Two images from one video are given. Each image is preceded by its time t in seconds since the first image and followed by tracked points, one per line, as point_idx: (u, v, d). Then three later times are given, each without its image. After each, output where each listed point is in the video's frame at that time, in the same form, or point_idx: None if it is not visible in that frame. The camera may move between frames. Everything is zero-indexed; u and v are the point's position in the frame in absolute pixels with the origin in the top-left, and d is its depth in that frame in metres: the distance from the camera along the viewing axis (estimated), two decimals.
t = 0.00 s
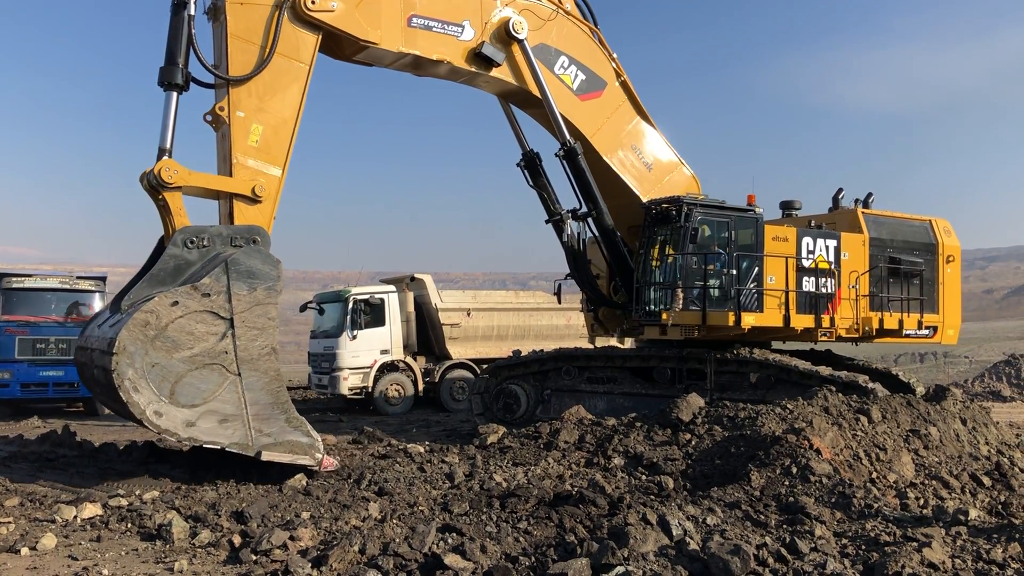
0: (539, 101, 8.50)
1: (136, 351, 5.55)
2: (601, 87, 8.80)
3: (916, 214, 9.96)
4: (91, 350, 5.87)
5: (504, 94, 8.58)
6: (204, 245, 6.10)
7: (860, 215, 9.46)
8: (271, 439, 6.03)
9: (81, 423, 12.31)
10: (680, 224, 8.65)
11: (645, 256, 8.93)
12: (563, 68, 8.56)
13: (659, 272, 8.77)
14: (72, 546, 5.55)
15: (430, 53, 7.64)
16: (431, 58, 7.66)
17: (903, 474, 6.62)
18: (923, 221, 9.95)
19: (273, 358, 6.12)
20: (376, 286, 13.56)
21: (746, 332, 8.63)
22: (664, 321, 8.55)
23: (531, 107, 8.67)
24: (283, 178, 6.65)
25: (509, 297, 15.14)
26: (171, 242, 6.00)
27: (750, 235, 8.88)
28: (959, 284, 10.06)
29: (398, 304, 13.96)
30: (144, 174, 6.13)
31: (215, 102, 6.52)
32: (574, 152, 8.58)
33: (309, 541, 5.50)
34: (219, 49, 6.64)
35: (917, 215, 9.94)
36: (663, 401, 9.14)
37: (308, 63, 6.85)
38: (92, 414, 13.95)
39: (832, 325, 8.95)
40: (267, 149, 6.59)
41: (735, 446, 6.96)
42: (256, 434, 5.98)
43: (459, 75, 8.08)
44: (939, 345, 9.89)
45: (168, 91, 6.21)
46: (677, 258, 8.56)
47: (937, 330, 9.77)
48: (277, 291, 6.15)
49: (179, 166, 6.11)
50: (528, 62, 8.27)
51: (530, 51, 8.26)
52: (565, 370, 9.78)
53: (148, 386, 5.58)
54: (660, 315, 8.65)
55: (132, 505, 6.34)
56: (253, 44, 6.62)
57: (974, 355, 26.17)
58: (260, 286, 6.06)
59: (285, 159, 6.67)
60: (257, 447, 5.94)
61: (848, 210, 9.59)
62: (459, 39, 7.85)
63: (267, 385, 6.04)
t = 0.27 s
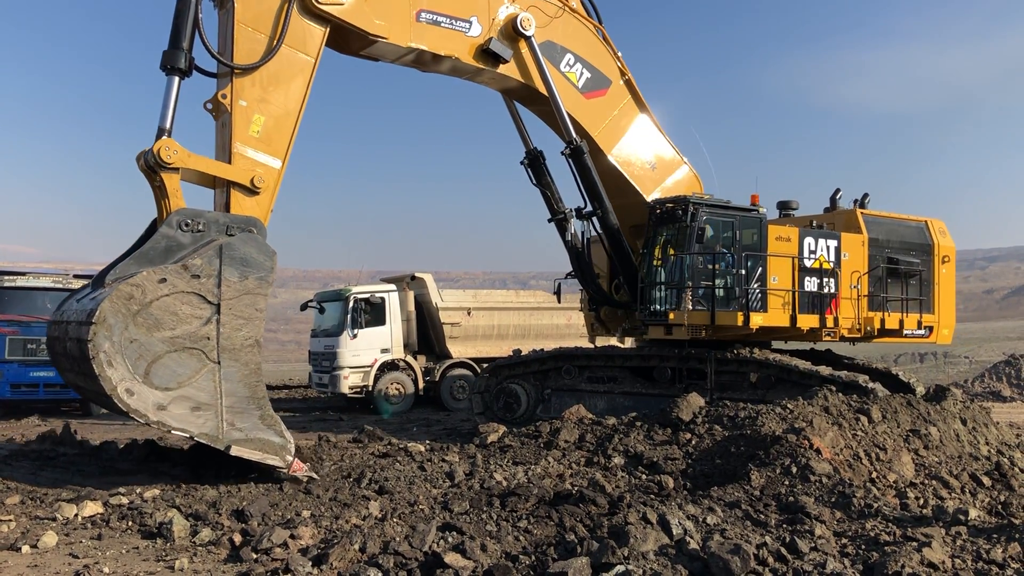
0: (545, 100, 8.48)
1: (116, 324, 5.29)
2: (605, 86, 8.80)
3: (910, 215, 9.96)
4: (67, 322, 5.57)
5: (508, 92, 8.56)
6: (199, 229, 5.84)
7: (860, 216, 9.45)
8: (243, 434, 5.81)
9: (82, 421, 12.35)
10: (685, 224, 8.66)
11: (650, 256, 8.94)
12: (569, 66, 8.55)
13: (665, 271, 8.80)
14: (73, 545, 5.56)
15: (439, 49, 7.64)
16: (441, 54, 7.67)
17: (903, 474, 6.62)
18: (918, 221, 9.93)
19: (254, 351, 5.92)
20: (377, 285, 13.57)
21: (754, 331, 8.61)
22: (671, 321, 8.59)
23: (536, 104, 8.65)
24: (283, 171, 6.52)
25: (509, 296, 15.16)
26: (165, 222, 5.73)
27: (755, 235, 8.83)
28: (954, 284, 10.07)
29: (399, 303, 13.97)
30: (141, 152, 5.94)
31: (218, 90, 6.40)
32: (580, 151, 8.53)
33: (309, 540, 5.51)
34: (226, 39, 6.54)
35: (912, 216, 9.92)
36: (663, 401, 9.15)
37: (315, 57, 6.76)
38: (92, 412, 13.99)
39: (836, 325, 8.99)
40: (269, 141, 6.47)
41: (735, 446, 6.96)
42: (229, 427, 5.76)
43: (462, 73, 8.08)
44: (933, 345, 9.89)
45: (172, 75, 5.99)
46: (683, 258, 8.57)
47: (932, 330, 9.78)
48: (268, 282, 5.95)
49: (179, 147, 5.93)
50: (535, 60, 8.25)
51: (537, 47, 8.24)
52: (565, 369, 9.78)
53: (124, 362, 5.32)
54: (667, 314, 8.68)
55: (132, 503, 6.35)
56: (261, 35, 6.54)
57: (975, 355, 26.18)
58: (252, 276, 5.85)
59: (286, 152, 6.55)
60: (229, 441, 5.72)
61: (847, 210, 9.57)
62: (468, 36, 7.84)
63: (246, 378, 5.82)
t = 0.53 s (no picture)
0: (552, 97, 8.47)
1: (98, 289, 5.12)
2: (611, 84, 8.79)
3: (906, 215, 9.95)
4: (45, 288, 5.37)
5: (513, 87, 8.54)
6: (193, 209, 5.73)
7: (859, 216, 9.44)
8: (214, 421, 5.60)
9: (82, 421, 12.34)
10: (690, 223, 8.65)
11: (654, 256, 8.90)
12: (575, 62, 8.53)
13: (670, 272, 8.75)
14: (73, 544, 5.55)
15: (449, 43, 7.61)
16: (449, 48, 7.62)
17: (903, 474, 6.62)
18: (914, 221, 9.92)
19: (236, 337, 5.78)
20: (377, 284, 13.56)
21: (759, 331, 8.63)
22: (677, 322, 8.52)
23: (543, 101, 8.63)
24: (281, 160, 6.43)
25: (509, 295, 15.16)
26: (160, 197, 5.65)
27: (757, 235, 8.88)
28: (949, 284, 10.09)
29: (399, 302, 13.96)
30: (139, 127, 5.88)
31: (221, 72, 6.28)
32: (586, 150, 8.53)
33: (309, 540, 5.51)
34: (231, 20, 6.40)
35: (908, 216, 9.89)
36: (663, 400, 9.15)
37: (321, 49, 6.68)
38: (92, 412, 13.99)
39: (839, 325, 9.00)
40: (269, 128, 6.37)
41: (735, 446, 6.96)
42: (200, 412, 5.55)
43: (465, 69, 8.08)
44: (929, 344, 9.89)
45: (173, 54, 5.95)
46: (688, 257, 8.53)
47: (928, 330, 9.77)
48: (258, 268, 5.86)
49: (179, 124, 5.86)
50: (543, 57, 8.23)
51: (545, 44, 8.22)
52: (565, 369, 9.78)
53: (101, 329, 5.13)
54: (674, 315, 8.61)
55: (132, 503, 6.35)
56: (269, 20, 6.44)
57: (975, 355, 26.19)
58: (243, 259, 5.76)
59: (286, 140, 6.45)
60: (199, 427, 5.50)
61: (847, 211, 9.56)
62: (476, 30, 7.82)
63: (224, 363, 5.66)
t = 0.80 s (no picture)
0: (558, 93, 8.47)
1: (103, 258, 5.07)
2: (617, 81, 8.79)
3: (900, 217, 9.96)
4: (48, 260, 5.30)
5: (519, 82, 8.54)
6: (199, 184, 5.61)
7: (856, 219, 9.45)
8: (217, 397, 5.45)
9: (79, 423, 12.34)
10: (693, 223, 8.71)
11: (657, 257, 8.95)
12: (582, 59, 8.53)
13: (672, 273, 8.81)
14: (72, 545, 5.56)
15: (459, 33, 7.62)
16: (459, 37, 7.62)
17: (901, 475, 6.63)
18: (908, 223, 9.94)
19: (243, 312, 5.71)
20: (375, 285, 13.56)
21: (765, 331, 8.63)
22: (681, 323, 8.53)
23: (548, 97, 8.62)
24: (288, 141, 6.34)
25: (508, 296, 15.18)
26: (165, 171, 5.53)
27: (757, 235, 8.91)
28: (940, 286, 10.12)
29: (397, 303, 13.97)
30: (144, 101, 5.77)
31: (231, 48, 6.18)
32: (593, 148, 8.55)
33: (308, 540, 5.52)
34: None
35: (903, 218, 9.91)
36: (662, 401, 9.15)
37: (332, 31, 6.57)
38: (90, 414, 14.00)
39: (840, 326, 9.02)
40: (277, 107, 6.27)
41: (734, 447, 6.97)
42: (204, 388, 5.41)
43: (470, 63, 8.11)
44: (922, 345, 9.90)
45: (183, 27, 5.84)
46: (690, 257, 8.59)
47: (921, 331, 9.77)
48: (265, 243, 5.83)
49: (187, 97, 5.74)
50: (551, 53, 8.23)
51: (554, 40, 8.22)
52: (563, 370, 9.79)
53: (106, 299, 5.08)
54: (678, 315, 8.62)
55: (131, 503, 6.35)
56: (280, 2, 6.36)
57: (973, 356, 26.22)
58: (251, 234, 5.73)
59: (293, 121, 6.36)
60: (202, 402, 5.35)
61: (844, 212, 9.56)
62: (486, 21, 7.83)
63: (229, 338, 5.56)
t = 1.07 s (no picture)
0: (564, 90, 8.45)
1: (123, 256, 4.98)
2: (621, 81, 8.77)
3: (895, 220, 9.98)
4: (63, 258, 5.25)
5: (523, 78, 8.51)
6: (210, 174, 5.50)
7: (854, 221, 9.46)
8: (245, 389, 5.44)
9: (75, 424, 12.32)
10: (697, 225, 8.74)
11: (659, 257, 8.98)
12: (587, 57, 8.50)
13: (674, 272, 8.84)
14: (68, 546, 5.54)
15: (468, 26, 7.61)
16: (469, 29, 7.63)
17: (898, 477, 6.63)
18: (902, 227, 9.96)
19: (265, 303, 5.61)
20: (373, 286, 13.54)
21: (768, 333, 8.68)
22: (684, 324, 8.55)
23: (553, 95, 8.59)
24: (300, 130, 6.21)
25: (505, 297, 15.19)
26: (175, 163, 5.41)
27: (760, 237, 8.87)
28: (936, 291, 10.10)
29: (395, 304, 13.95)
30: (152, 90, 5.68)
31: (242, 35, 6.05)
32: (598, 146, 8.51)
33: (305, 542, 5.51)
34: None
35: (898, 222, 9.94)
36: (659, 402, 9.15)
37: (344, 19, 6.47)
38: (85, 415, 13.98)
39: (840, 327, 9.04)
40: (288, 94, 6.14)
41: (731, 448, 6.97)
42: (232, 381, 5.40)
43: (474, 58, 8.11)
44: (917, 349, 9.88)
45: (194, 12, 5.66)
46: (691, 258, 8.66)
47: (916, 334, 9.75)
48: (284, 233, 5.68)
49: (197, 87, 5.63)
50: (559, 48, 8.20)
51: (562, 36, 8.20)
52: (561, 370, 9.79)
53: (129, 299, 5.01)
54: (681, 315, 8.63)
55: (127, 505, 6.34)
56: None
57: (969, 357, 26.27)
58: (269, 224, 5.57)
59: (304, 109, 6.23)
60: (230, 396, 5.36)
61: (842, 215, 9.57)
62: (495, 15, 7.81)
63: (254, 331, 5.50)
